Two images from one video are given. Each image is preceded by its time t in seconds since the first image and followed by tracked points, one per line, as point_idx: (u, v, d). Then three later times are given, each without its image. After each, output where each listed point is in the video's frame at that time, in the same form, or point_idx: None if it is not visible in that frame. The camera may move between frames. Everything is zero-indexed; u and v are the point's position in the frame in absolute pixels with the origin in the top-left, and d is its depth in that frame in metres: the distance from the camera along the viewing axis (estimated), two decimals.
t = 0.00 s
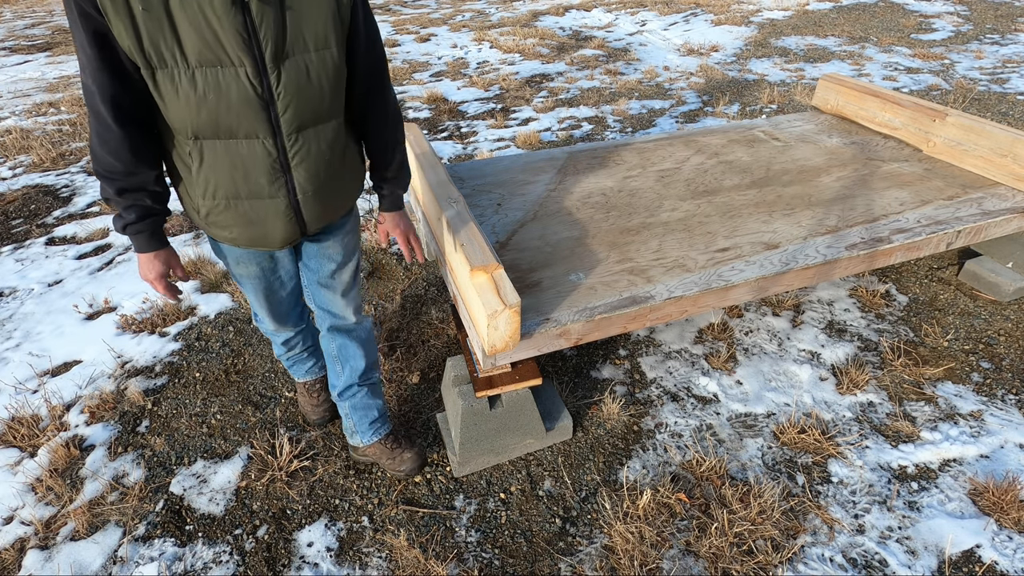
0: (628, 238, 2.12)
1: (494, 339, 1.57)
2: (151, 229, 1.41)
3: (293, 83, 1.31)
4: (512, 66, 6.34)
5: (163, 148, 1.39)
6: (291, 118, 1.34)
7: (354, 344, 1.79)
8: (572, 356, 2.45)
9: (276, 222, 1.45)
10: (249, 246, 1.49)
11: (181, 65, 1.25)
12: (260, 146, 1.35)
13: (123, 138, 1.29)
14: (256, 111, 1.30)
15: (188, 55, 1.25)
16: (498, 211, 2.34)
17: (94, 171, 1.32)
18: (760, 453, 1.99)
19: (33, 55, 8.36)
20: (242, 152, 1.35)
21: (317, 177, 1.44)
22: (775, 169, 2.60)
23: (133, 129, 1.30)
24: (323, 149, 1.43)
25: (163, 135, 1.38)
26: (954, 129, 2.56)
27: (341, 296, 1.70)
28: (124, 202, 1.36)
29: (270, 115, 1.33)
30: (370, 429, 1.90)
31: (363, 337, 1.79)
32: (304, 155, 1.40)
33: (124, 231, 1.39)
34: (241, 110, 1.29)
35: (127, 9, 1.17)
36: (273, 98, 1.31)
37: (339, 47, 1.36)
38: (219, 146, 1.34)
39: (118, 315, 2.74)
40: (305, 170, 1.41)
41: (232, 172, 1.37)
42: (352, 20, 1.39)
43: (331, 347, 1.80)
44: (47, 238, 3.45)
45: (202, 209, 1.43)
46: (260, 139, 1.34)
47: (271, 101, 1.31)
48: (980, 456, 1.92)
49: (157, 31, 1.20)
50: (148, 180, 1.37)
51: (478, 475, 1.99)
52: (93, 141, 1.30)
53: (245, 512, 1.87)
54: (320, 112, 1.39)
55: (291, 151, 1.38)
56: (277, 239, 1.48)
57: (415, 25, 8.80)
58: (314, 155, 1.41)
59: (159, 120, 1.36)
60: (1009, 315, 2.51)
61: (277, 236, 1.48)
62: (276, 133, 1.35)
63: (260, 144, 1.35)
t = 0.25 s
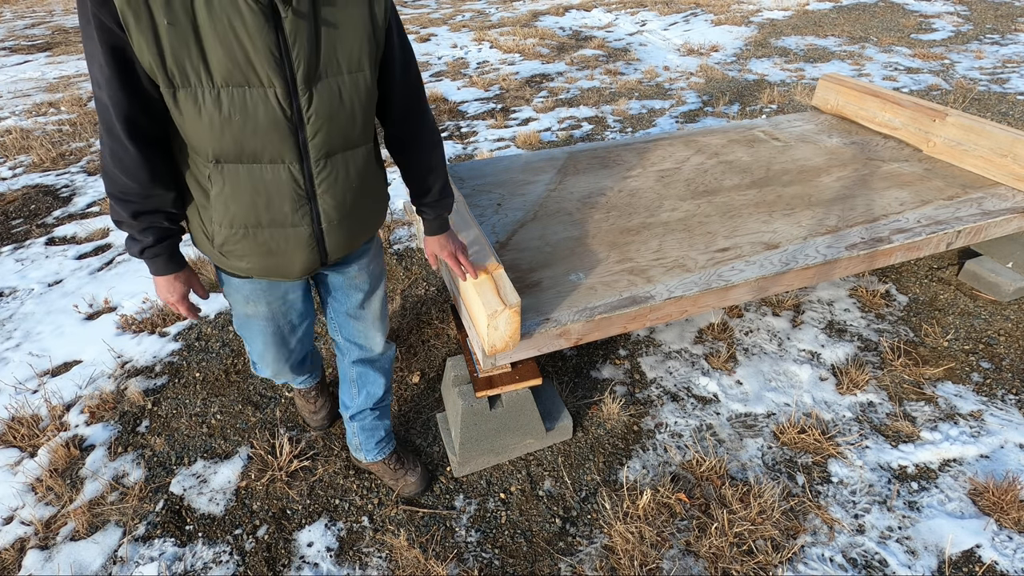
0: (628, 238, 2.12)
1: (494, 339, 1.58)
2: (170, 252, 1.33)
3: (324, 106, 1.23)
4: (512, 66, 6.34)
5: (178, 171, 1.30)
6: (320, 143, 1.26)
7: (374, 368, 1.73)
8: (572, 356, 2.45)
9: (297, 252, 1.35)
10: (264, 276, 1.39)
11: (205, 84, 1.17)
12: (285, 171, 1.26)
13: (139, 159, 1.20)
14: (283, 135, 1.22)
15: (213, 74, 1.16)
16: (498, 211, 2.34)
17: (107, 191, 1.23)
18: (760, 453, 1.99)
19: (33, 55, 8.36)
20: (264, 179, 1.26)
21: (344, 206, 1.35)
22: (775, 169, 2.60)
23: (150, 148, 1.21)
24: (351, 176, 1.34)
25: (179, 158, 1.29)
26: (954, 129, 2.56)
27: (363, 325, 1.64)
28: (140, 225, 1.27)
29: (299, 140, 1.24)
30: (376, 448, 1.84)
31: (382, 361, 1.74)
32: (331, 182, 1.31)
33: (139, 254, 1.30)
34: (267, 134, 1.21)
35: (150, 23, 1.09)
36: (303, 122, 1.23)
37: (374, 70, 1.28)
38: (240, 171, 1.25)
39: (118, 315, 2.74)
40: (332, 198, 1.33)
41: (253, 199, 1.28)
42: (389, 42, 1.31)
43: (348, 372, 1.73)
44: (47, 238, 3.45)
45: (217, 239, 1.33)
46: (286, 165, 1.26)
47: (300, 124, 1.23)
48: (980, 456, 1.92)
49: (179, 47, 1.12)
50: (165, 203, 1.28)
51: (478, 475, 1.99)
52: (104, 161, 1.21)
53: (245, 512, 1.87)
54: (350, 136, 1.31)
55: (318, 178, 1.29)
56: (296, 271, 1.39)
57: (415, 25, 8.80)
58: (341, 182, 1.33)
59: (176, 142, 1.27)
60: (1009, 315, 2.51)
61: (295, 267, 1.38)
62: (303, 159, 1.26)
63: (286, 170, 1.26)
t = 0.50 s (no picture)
0: (628, 238, 2.13)
1: (494, 339, 1.58)
2: (165, 265, 1.24)
3: (342, 121, 1.23)
4: (512, 66, 6.34)
5: (178, 181, 1.24)
6: (335, 157, 1.25)
7: (375, 372, 1.73)
8: (572, 356, 2.45)
9: (306, 266, 1.33)
10: (269, 291, 1.36)
11: (217, 96, 1.14)
12: (298, 185, 1.25)
13: (140, 168, 1.13)
14: (298, 150, 1.21)
15: (228, 87, 1.14)
16: (498, 211, 2.34)
17: (99, 200, 1.15)
18: (760, 453, 1.99)
19: (33, 54, 8.36)
20: (276, 193, 1.24)
21: (355, 220, 1.35)
22: (775, 169, 2.60)
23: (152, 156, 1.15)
24: (362, 190, 1.34)
25: (179, 168, 1.23)
26: (954, 129, 2.56)
27: (364, 332, 1.63)
28: (135, 236, 1.19)
29: (314, 154, 1.23)
30: (376, 449, 1.84)
31: (383, 365, 1.74)
32: (344, 197, 1.31)
33: (132, 269, 1.21)
34: (282, 148, 1.19)
35: (164, 31, 1.05)
36: (319, 136, 1.22)
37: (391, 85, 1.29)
38: (250, 185, 1.22)
39: (118, 315, 2.74)
40: (344, 213, 1.32)
41: (262, 214, 1.25)
42: (406, 56, 1.32)
43: (348, 376, 1.74)
44: (47, 238, 3.45)
45: (220, 254, 1.28)
46: (299, 179, 1.24)
47: (316, 139, 1.22)
48: (980, 456, 1.92)
49: (194, 57, 1.09)
50: (163, 211, 1.21)
51: (478, 475, 1.99)
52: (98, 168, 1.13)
53: (245, 512, 1.87)
54: (364, 149, 1.30)
55: (331, 193, 1.28)
56: (302, 286, 1.37)
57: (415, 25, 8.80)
58: (353, 196, 1.32)
59: (175, 150, 1.21)
60: (1009, 315, 2.51)
61: (301, 281, 1.36)
62: (316, 174, 1.26)
63: (299, 184, 1.25)
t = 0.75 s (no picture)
0: (628, 238, 2.13)
1: (494, 338, 1.58)
2: (140, 283, 1.20)
3: (330, 143, 1.20)
4: (512, 66, 6.34)
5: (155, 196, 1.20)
6: (322, 179, 1.23)
7: (367, 375, 1.72)
8: (572, 356, 2.45)
9: (287, 281, 1.32)
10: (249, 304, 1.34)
11: (200, 115, 1.10)
12: (282, 206, 1.22)
13: (120, 188, 1.08)
14: (284, 172, 1.18)
15: (212, 107, 1.10)
16: (498, 211, 2.34)
17: (72, 217, 1.10)
18: (760, 453, 1.99)
19: (33, 54, 8.36)
20: (260, 213, 1.22)
21: (339, 237, 1.34)
22: (775, 169, 2.60)
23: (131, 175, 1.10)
24: (348, 209, 1.33)
25: (158, 184, 1.19)
26: (954, 129, 2.56)
27: (352, 338, 1.61)
28: (109, 254, 1.15)
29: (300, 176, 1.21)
30: (375, 450, 1.84)
31: (375, 368, 1.72)
32: (329, 217, 1.29)
33: (106, 288, 1.17)
34: (268, 170, 1.17)
35: (146, 50, 1.01)
36: (307, 157, 1.19)
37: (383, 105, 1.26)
38: (233, 204, 1.19)
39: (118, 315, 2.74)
40: (328, 231, 1.31)
41: (245, 233, 1.23)
42: (399, 73, 1.28)
43: (341, 379, 1.73)
44: (47, 238, 3.45)
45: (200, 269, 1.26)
46: (284, 200, 1.22)
47: (304, 159, 1.19)
48: (980, 456, 1.92)
49: (178, 77, 1.04)
50: (141, 228, 1.17)
51: (478, 475, 1.99)
52: (75, 187, 1.08)
53: (245, 512, 1.87)
54: (352, 169, 1.28)
55: (316, 213, 1.27)
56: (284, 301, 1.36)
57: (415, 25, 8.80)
58: (338, 216, 1.31)
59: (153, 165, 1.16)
60: (1009, 315, 2.51)
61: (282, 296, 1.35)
62: (301, 195, 1.23)
63: (283, 204, 1.22)
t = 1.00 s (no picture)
0: (628, 238, 2.13)
1: (494, 339, 1.58)
2: (91, 309, 1.14)
3: (297, 150, 1.16)
4: (512, 66, 6.34)
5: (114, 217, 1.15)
6: (292, 188, 1.19)
7: (360, 389, 1.68)
8: (572, 356, 2.45)
9: (262, 299, 1.27)
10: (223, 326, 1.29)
11: (158, 128, 1.06)
12: (251, 219, 1.18)
13: (68, 209, 1.03)
14: (250, 183, 1.14)
15: (170, 119, 1.06)
16: (498, 211, 2.34)
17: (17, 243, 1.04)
18: (760, 453, 1.99)
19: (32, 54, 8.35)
20: (228, 227, 1.17)
21: (313, 250, 1.29)
22: (775, 169, 2.60)
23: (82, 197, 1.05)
24: (321, 220, 1.28)
25: (116, 206, 1.14)
26: (954, 129, 2.56)
27: (341, 353, 1.56)
28: (57, 280, 1.09)
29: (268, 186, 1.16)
30: (374, 452, 1.83)
31: (368, 382, 1.67)
32: (301, 228, 1.24)
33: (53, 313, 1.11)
34: (233, 182, 1.12)
35: (93, 62, 0.97)
36: (274, 166, 1.15)
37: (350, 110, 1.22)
38: (199, 220, 1.15)
39: (118, 315, 2.74)
40: (302, 244, 1.26)
41: (213, 250, 1.18)
42: (368, 75, 1.24)
43: (337, 394, 1.70)
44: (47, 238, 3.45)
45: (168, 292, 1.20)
46: (252, 212, 1.18)
47: (271, 169, 1.15)
48: (980, 456, 1.92)
49: (131, 88, 1.01)
50: (92, 253, 1.11)
51: (478, 475, 1.99)
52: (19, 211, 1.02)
53: (245, 512, 1.87)
54: (324, 177, 1.24)
55: (288, 225, 1.22)
56: (261, 320, 1.31)
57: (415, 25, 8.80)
58: (311, 227, 1.26)
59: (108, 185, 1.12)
60: (1009, 315, 2.51)
61: (258, 315, 1.29)
62: (271, 207, 1.19)
63: (252, 217, 1.18)
